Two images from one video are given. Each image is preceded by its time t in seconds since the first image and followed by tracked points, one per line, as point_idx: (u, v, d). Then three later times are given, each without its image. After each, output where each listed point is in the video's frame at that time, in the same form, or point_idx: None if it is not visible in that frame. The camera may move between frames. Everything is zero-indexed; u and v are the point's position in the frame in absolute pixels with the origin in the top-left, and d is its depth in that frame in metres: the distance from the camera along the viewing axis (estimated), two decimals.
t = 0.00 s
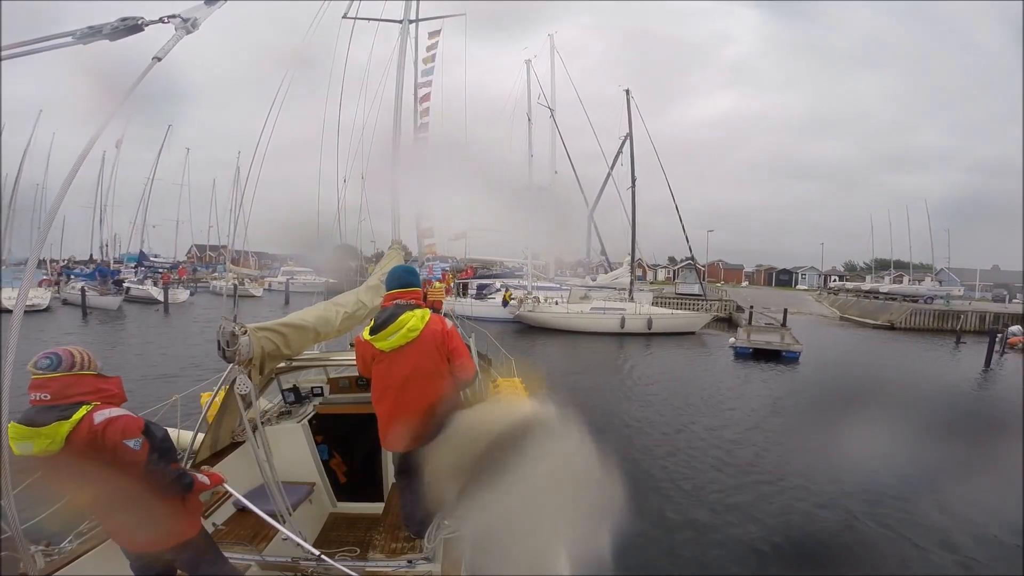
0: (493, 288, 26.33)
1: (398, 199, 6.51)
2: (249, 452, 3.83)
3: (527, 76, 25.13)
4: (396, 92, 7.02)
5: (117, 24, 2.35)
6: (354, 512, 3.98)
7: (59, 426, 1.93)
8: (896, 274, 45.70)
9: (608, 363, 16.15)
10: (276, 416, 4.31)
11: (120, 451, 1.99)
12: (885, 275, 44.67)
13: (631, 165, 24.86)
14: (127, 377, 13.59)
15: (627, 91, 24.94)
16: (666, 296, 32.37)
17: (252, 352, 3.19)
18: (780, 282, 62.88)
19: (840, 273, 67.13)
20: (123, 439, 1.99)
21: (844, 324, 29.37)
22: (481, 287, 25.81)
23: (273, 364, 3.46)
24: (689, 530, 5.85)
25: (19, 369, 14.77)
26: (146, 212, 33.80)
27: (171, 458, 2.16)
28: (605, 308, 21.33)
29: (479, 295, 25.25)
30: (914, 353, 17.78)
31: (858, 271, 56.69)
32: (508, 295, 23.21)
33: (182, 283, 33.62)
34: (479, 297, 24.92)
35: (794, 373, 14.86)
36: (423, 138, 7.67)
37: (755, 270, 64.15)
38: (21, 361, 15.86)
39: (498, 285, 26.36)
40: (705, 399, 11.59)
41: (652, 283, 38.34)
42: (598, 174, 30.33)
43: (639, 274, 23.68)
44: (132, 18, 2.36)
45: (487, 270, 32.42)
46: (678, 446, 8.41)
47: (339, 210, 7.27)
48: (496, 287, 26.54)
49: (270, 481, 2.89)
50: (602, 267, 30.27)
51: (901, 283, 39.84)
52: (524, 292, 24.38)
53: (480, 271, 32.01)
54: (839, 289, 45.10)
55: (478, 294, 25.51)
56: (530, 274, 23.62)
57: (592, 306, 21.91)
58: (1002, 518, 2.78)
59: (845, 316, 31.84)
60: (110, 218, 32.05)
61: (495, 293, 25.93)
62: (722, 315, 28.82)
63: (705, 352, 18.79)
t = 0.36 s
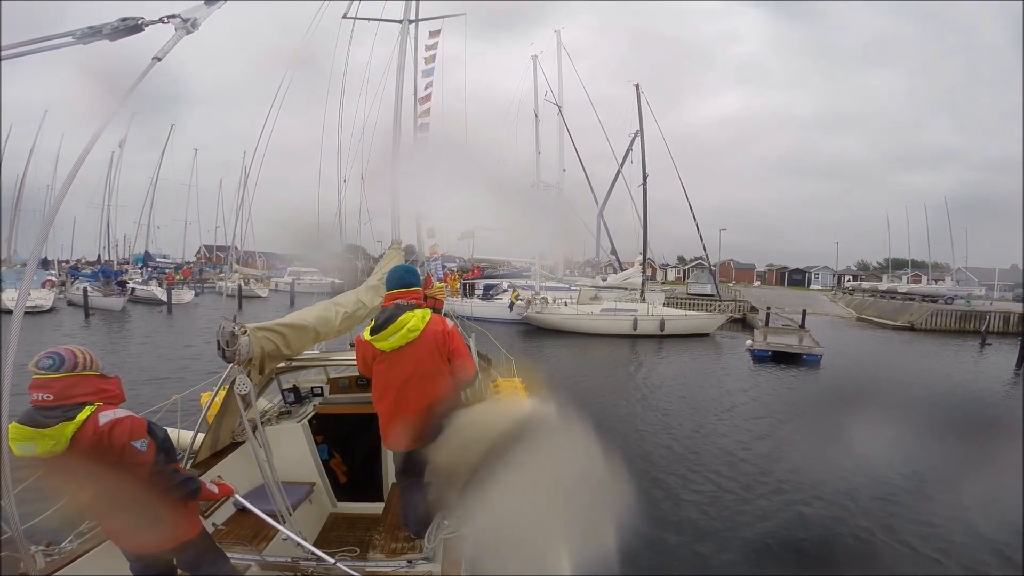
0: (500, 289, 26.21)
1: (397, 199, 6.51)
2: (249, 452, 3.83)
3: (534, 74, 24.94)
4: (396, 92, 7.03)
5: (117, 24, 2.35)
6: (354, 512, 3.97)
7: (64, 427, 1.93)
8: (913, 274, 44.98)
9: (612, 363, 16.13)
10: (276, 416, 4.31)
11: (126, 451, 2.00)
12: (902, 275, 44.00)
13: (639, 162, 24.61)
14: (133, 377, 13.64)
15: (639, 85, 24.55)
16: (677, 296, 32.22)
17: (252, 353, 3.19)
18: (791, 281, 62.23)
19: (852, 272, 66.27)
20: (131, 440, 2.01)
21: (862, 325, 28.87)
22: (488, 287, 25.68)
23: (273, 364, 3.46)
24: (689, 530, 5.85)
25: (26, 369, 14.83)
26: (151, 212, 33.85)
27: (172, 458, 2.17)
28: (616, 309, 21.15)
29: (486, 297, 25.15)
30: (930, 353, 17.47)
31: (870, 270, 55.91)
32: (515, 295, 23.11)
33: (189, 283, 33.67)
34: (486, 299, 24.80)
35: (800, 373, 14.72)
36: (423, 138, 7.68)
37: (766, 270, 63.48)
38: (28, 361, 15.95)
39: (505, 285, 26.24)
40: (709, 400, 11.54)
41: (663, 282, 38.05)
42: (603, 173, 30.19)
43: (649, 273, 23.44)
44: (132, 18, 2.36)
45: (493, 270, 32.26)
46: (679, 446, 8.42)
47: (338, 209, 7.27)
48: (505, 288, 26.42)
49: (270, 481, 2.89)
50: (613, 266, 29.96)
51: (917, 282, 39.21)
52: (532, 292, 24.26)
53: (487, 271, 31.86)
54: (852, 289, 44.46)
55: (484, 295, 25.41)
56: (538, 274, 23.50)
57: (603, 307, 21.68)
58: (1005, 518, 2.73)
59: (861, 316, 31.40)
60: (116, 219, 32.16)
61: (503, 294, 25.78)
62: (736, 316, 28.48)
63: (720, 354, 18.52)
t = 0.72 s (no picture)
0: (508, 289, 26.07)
1: (397, 199, 6.50)
2: (249, 452, 3.83)
3: (540, 71, 24.69)
4: (397, 92, 7.02)
5: (117, 24, 2.35)
6: (354, 512, 3.97)
7: (68, 429, 1.93)
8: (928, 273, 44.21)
9: (615, 364, 16.10)
10: (277, 416, 4.31)
11: (131, 452, 2.01)
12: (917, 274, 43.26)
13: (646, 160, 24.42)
14: (140, 378, 13.73)
15: (649, 81, 24.22)
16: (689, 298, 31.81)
17: (253, 353, 3.20)
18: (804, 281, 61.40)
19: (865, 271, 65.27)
20: (136, 442, 2.02)
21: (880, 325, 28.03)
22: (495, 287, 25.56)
23: (274, 364, 3.46)
24: (689, 530, 5.85)
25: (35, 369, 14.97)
26: (157, 213, 33.99)
27: (173, 459, 2.18)
28: (628, 311, 20.70)
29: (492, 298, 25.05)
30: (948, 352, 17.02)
31: (883, 268, 55.00)
32: (521, 297, 22.99)
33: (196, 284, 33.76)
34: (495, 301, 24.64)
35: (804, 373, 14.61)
36: (423, 138, 7.67)
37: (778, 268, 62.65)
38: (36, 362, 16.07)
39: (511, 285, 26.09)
40: (714, 400, 11.44)
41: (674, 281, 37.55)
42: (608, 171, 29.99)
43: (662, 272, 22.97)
44: (133, 18, 2.36)
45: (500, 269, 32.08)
46: (680, 446, 8.41)
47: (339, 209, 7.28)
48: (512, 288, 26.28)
49: (270, 482, 2.90)
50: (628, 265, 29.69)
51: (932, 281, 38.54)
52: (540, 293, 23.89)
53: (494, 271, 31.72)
54: (867, 289, 43.77)
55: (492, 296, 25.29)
56: (545, 274, 23.29)
57: (613, 307, 21.20)
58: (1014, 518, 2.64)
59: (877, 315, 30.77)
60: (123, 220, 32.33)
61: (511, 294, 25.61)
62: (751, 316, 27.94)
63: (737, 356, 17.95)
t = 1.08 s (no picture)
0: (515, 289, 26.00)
1: (397, 200, 6.50)
2: (250, 453, 3.84)
3: (548, 67, 24.42)
4: (397, 92, 7.01)
5: (117, 24, 2.35)
6: (354, 512, 3.97)
7: (72, 429, 1.92)
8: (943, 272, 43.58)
9: (618, 364, 16.08)
10: (277, 416, 4.31)
11: (135, 454, 2.01)
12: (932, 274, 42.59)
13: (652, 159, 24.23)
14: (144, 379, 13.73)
15: (660, 75, 23.86)
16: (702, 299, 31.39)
17: (253, 352, 3.20)
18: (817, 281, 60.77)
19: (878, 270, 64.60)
20: (141, 444, 2.02)
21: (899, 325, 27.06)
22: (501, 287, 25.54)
23: (274, 364, 3.46)
24: (688, 530, 5.85)
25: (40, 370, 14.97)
26: (161, 213, 33.92)
27: (176, 462, 2.18)
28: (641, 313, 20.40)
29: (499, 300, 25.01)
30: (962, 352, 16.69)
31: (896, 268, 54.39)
32: (529, 298, 22.80)
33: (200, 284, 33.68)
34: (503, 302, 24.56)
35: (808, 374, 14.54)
36: (423, 139, 7.66)
37: (790, 267, 62.04)
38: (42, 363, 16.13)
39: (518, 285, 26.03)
40: (717, 400, 11.38)
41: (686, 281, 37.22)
42: (615, 170, 29.76)
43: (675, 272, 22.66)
44: (132, 18, 2.36)
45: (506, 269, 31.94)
46: (681, 447, 8.40)
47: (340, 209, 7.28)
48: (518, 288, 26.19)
49: (270, 482, 2.90)
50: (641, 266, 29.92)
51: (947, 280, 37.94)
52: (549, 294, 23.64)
53: (500, 271, 31.58)
54: (883, 288, 43.17)
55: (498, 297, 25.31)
56: (552, 274, 23.07)
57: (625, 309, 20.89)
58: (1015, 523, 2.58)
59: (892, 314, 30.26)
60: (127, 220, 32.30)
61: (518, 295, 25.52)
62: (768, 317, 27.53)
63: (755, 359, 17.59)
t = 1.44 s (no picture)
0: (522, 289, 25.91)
1: (398, 200, 6.50)
2: (250, 453, 3.84)
3: (554, 64, 24.24)
4: (397, 92, 7.01)
5: (117, 24, 2.35)
6: (354, 512, 3.97)
7: (73, 429, 1.92)
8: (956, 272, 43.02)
9: (620, 364, 16.04)
10: (277, 416, 4.31)
11: (136, 455, 2.02)
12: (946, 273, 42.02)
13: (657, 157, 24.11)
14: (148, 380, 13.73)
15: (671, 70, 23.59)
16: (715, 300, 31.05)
17: (257, 352, 3.20)
18: (826, 281, 60.36)
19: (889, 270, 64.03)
20: (141, 446, 2.02)
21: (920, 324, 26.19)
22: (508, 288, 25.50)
23: (277, 364, 3.47)
24: (687, 530, 5.85)
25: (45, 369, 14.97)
26: (166, 213, 33.84)
27: (177, 462, 2.18)
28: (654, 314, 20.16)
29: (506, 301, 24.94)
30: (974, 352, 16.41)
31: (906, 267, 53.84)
32: (537, 299, 22.66)
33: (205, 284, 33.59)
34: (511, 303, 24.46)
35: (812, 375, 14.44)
36: (423, 139, 7.67)
37: (802, 267, 61.48)
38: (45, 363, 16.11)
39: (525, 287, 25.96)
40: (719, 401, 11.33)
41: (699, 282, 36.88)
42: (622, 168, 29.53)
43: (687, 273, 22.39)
44: (132, 18, 2.36)
45: (512, 269, 31.78)
46: (682, 447, 8.40)
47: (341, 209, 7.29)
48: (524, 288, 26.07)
49: (271, 482, 2.91)
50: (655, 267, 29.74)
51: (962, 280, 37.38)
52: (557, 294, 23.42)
53: (504, 271, 31.48)
54: (898, 288, 42.58)
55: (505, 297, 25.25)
56: (559, 274, 22.92)
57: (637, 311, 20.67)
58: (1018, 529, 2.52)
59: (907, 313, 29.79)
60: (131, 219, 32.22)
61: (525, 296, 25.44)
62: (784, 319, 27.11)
63: (774, 362, 17.23)
